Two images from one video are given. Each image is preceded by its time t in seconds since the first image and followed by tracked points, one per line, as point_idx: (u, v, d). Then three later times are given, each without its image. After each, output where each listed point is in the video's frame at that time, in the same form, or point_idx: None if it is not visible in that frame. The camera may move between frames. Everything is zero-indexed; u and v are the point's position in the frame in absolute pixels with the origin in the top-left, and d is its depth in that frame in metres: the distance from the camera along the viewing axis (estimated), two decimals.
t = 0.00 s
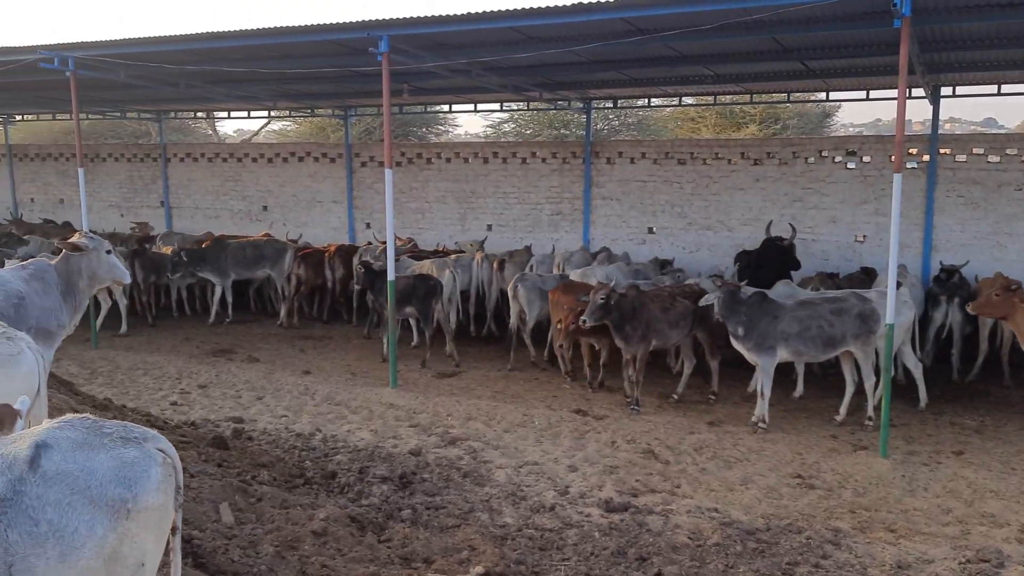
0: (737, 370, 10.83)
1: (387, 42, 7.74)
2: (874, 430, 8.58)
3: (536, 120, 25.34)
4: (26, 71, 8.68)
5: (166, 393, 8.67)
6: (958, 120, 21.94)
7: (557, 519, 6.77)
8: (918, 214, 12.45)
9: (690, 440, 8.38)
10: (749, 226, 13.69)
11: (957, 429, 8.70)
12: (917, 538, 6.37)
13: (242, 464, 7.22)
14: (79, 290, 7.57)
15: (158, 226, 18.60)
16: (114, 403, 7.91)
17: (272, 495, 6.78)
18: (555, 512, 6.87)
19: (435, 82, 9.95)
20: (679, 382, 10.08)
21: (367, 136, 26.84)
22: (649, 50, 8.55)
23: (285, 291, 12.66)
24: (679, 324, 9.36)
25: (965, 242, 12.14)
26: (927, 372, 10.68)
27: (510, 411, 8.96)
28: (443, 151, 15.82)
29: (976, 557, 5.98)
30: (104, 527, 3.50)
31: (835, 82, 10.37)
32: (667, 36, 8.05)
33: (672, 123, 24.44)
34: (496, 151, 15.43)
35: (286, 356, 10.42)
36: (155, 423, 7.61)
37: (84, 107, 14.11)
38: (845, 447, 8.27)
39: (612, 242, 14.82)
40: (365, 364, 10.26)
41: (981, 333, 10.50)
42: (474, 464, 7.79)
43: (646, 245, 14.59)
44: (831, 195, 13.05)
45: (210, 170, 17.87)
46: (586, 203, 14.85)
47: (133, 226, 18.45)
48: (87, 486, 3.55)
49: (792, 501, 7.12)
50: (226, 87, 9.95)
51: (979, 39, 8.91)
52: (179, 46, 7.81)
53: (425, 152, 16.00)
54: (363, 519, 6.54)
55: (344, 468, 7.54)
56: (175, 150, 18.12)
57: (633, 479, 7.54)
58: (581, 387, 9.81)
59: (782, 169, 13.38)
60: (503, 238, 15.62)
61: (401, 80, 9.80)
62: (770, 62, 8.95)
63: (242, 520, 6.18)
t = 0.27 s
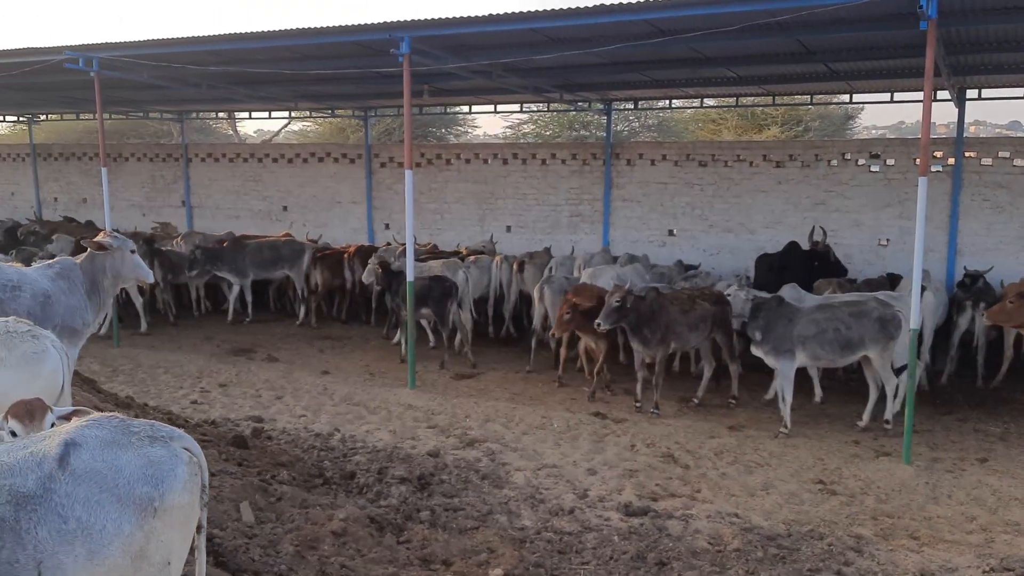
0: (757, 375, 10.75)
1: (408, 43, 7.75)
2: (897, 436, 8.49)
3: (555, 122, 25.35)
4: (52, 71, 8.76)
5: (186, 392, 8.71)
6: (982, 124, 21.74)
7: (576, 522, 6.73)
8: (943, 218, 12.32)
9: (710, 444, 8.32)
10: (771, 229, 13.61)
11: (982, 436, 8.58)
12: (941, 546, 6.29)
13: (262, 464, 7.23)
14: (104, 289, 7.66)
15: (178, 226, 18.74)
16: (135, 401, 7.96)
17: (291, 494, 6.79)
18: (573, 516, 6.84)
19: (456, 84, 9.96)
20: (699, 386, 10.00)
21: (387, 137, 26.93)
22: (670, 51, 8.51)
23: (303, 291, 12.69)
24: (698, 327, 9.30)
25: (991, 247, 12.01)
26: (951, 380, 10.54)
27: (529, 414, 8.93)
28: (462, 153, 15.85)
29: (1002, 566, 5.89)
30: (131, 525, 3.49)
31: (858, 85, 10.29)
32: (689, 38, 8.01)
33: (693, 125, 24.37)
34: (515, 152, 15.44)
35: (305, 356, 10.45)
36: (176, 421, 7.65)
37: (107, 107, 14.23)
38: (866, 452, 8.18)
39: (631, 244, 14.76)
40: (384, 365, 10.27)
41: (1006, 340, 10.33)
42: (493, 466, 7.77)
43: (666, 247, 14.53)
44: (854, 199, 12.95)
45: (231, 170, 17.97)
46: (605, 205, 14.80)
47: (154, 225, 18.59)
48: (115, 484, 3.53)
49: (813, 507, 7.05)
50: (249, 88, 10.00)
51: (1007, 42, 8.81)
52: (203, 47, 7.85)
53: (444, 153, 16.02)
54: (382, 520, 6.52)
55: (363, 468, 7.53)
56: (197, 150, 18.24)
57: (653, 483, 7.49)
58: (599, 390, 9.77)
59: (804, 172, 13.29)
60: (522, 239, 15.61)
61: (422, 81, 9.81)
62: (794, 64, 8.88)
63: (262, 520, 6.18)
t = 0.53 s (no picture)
0: (773, 378, 10.72)
1: (426, 47, 7.81)
2: (915, 441, 8.44)
3: (572, 125, 25.41)
4: (76, 75, 8.89)
5: (206, 391, 8.80)
6: (1002, 127, 21.61)
7: (593, 524, 6.74)
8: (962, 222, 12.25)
9: (726, 448, 8.32)
10: (788, 232, 13.58)
11: (1001, 442, 8.52)
12: (959, 551, 6.26)
13: (281, 463, 7.30)
14: (128, 290, 7.82)
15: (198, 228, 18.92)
16: (156, 400, 8.05)
17: (310, 494, 6.84)
18: (590, 518, 6.85)
19: (474, 87, 10.02)
20: (716, 389, 9.98)
21: (404, 140, 27.06)
22: (688, 55, 8.53)
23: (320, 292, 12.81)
24: (714, 330, 9.30)
25: (1011, 251, 11.92)
26: (970, 385, 10.47)
27: (545, 416, 8.95)
28: (479, 155, 15.92)
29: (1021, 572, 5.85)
30: (155, 524, 3.57)
31: (876, 88, 10.26)
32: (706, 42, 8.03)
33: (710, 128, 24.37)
34: (532, 155, 15.49)
35: (323, 357, 10.52)
36: (196, 421, 7.73)
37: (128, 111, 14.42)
38: (884, 457, 8.15)
39: (648, 247, 14.76)
40: (401, 366, 10.32)
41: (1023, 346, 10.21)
42: (509, 467, 7.80)
43: (682, 250, 14.52)
44: (872, 202, 12.90)
45: (250, 172, 18.13)
46: (622, 208, 14.81)
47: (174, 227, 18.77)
48: (141, 484, 3.60)
49: (830, 511, 7.02)
50: (268, 91, 10.11)
51: None
52: (225, 51, 7.94)
53: (461, 156, 16.10)
54: (399, 520, 6.57)
55: (380, 469, 7.58)
56: (217, 153, 18.41)
57: (669, 486, 7.49)
58: (615, 393, 9.78)
59: (821, 175, 13.25)
60: (539, 242, 15.65)
61: (440, 85, 9.88)
62: (812, 67, 8.88)
63: (281, 519, 6.24)
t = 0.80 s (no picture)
0: (792, 382, 10.65)
1: (444, 50, 7.82)
2: (937, 446, 8.36)
3: (588, 127, 25.41)
4: (98, 79, 8.98)
5: (225, 393, 8.84)
6: None
7: (610, 527, 6.71)
8: (983, 225, 12.14)
9: (744, 451, 8.27)
10: (806, 235, 13.50)
11: None
12: (981, 557, 6.19)
13: (298, 465, 7.32)
14: (149, 291, 7.89)
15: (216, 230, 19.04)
16: (175, 401, 8.10)
17: (328, 496, 6.86)
18: (607, 521, 6.82)
19: (492, 90, 10.05)
20: (734, 393, 9.93)
21: (421, 143, 27.15)
22: (706, 57, 8.51)
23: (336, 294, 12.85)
24: (731, 334, 9.26)
25: None
26: (993, 390, 10.35)
27: (562, 419, 8.94)
28: (496, 158, 15.95)
29: None
30: (175, 525, 3.57)
31: (896, 90, 10.20)
32: (724, 43, 8.01)
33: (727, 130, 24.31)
34: (549, 158, 15.50)
35: (340, 359, 10.55)
36: (215, 422, 7.77)
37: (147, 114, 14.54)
38: (905, 462, 8.08)
39: (665, 250, 14.73)
40: (417, 369, 10.33)
41: None
42: (526, 470, 7.78)
43: (699, 253, 14.48)
44: (891, 205, 12.82)
45: (268, 175, 18.23)
46: (639, 210, 14.77)
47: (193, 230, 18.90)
48: (161, 485, 3.60)
49: (850, 516, 6.96)
50: (287, 94, 10.17)
51: None
52: (245, 55, 8.00)
53: (478, 158, 16.14)
54: (417, 522, 6.56)
55: (397, 471, 7.58)
56: (235, 156, 18.52)
57: (687, 490, 7.45)
58: (632, 396, 9.75)
59: (840, 178, 13.18)
60: (555, 245, 15.65)
61: (457, 88, 9.91)
62: (832, 69, 8.84)
63: (299, 520, 6.25)
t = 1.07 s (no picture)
0: (815, 387, 10.56)
1: (467, 54, 7.84)
2: (965, 452, 8.25)
3: (611, 130, 25.38)
4: (125, 84, 9.09)
5: (249, 394, 8.90)
6: None
7: (633, 532, 6.68)
8: (1013, 229, 11.98)
9: (769, 457, 8.21)
10: (832, 238, 13.40)
11: None
12: (1011, 566, 6.09)
13: (321, 466, 7.35)
14: (177, 294, 8.02)
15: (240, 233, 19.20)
16: (200, 403, 8.16)
17: (351, 498, 6.88)
18: (630, 526, 6.78)
19: (514, 93, 10.07)
20: (758, 397, 9.87)
21: (443, 146, 27.23)
22: (730, 59, 8.47)
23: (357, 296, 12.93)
24: (755, 338, 9.21)
25: None
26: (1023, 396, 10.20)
27: (584, 422, 8.91)
28: (518, 161, 15.98)
29: None
30: (205, 526, 3.60)
31: (922, 92, 10.10)
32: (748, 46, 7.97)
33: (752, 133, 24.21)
34: (571, 161, 15.49)
35: (362, 361, 10.60)
36: (239, 424, 7.83)
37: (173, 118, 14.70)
38: (931, 468, 7.98)
39: (689, 254, 14.68)
40: (439, 371, 10.35)
41: None
42: (548, 474, 7.76)
43: (723, 256, 14.40)
44: (918, 208, 12.68)
45: (291, 178, 18.36)
46: (662, 213, 14.71)
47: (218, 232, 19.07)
48: (191, 485, 3.63)
49: (876, 522, 6.88)
50: (311, 98, 10.25)
51: None
52: (271, 60, 8.06)
53: (500, 161, 16.18)
54: (439, 525, 6.56)
55: (419, 473, 7.59)
56: (259, 159, 18.67)
57: (711, 495, 7.40)
58: (655, 400, 9.71)
59: (866, 181, 13.07)
60: (577, 248, 15.63)
61: (480, 91, 9.93)
62: (858, 70, 8.77)
63: (323, 522, 6.27)
